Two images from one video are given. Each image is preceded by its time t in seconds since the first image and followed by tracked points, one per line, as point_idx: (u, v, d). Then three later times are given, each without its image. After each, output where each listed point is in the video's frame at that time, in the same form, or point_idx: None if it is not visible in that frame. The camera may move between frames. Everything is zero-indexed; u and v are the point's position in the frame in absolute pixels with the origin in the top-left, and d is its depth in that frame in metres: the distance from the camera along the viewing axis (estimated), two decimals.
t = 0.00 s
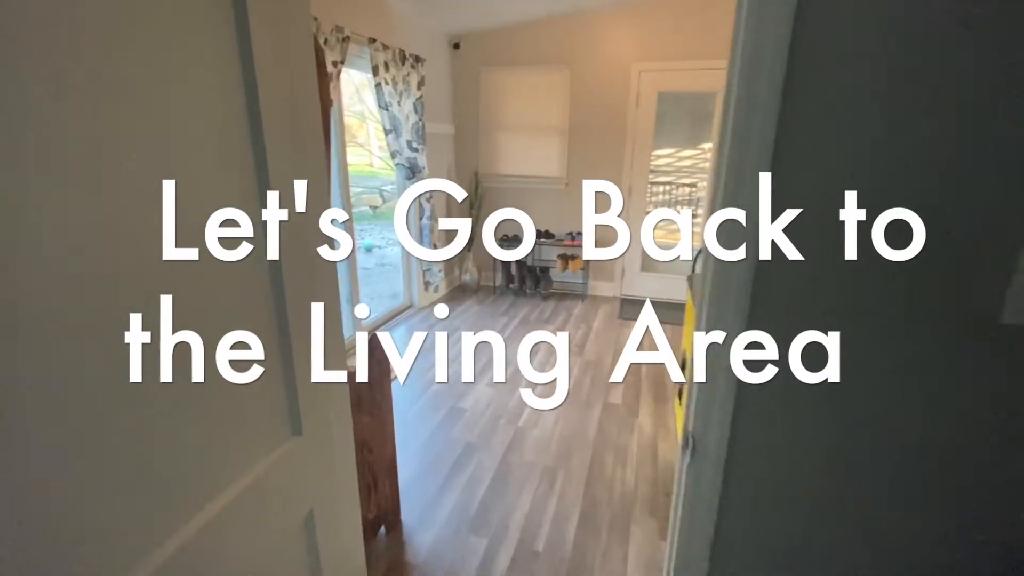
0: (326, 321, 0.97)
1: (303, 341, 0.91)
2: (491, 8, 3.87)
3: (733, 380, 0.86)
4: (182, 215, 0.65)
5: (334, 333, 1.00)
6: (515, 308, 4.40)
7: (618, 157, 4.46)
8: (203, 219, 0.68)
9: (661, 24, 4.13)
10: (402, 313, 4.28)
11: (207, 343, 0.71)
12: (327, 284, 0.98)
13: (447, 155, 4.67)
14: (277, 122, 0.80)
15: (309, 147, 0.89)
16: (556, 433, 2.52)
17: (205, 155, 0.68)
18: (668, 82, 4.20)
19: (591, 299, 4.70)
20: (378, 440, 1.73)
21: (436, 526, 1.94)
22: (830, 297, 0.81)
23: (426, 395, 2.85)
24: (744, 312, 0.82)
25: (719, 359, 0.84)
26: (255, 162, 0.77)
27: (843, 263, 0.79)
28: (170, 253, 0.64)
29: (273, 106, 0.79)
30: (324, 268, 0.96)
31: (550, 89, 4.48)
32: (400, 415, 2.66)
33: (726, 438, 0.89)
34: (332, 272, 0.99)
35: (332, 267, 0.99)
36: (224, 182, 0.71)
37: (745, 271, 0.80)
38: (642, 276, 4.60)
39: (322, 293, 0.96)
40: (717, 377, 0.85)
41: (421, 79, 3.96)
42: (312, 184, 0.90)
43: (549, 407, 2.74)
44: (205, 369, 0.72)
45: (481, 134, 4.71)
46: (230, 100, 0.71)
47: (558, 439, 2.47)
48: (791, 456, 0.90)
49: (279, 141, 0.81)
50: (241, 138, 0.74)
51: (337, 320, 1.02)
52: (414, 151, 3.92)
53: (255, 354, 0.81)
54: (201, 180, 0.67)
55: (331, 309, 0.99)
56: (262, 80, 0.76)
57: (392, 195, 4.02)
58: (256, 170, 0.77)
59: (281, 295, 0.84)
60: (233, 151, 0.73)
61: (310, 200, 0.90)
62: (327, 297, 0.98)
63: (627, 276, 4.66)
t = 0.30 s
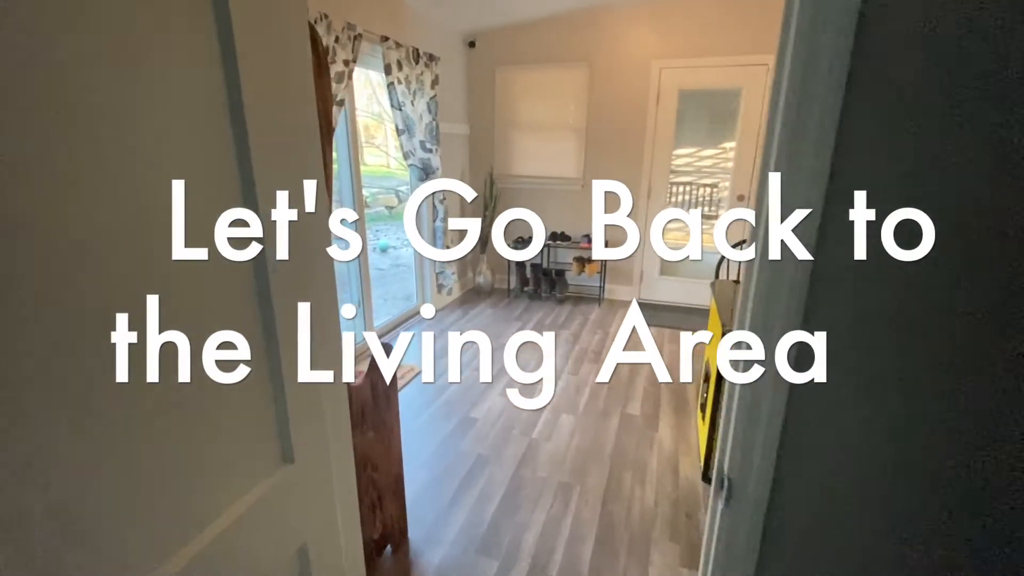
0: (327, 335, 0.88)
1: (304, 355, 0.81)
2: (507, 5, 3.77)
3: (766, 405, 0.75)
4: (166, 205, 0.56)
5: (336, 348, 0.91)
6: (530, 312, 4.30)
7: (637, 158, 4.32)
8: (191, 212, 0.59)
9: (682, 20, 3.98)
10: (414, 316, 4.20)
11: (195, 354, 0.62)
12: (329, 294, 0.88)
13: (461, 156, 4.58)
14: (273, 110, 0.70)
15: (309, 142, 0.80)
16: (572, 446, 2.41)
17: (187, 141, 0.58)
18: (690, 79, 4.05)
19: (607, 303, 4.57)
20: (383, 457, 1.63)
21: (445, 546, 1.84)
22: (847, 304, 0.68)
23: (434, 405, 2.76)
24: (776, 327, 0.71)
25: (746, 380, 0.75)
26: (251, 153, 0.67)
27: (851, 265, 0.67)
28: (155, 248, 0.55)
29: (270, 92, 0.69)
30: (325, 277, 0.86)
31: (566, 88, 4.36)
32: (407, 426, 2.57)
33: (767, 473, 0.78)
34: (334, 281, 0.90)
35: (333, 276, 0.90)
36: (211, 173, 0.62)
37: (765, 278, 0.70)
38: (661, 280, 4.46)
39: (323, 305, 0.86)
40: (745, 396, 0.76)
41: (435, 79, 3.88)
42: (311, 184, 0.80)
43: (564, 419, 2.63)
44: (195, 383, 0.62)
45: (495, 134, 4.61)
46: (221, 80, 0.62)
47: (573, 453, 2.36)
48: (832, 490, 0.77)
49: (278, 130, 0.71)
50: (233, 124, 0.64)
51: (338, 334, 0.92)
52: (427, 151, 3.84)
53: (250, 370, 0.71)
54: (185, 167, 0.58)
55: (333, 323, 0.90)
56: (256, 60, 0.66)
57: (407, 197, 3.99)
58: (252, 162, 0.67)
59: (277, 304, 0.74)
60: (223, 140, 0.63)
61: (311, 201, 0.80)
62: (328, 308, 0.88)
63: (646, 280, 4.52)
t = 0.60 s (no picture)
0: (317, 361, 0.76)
1: (291, 387, 0.70)
2: (508, 4, 3.66)
3: (829, 439, 0.61)
4: (107, 212, 0.45)
5: (326, 375, 0.80)
6: (536, 318, 4.18)
7: (644, 159, 4.21)
8: (144, 221, 0.48)
9: (690, 16, 3.86)
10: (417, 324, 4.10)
11: (154, 394, 0.51)
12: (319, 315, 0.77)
13: (464, 159, 4.48)
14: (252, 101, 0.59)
15: (293, 140, 0.69)
16: (583, 463, 2.29)
17: (138, 134, 0.47)
18: (698, 77, 3.93)
19: (615, 308, 4.46)
20: (384, 483, 1.52)
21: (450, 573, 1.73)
22: (918, 316, 0.56)
23: (437, 420, 2.65)
24: (846, 344, 0.57)
25: (808, 408, 0.61)
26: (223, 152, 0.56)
27: (925, 266, 0.55)
28: (88, 264, 0.44)
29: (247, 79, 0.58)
30: (314, 295, 0.75)
31: (571, 88, 4.26)
32: (409, 445, 2.45)
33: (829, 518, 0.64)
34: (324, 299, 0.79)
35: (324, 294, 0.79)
36: (173, 174, 0.50)
37: (833, 277, 0.55)
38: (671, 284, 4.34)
39: (313, 328, 0.75)
40: (802, 428, 0.62)
41: (436, 80, 3.78)
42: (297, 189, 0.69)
43: (574, 432, 2.52)
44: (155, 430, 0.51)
45: (499, 136, 4.51)
46: (184, 62, 0.51)
47: (585, 470, 2.24)
48: (903, 532, 0.64)
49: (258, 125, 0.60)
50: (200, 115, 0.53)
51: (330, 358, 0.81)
52: (429, 155, 3.74)
53: (227, 416, 0.60)
54: (134, 172, 0.47)
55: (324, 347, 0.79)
56: (229, 41, 0.55)
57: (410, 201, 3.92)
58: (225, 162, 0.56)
59: (262, 340, 0.63)
60: (187, 134, 0.52)
61: (297, 207, 0.69)
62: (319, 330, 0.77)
63: (654, 284, 4.40)
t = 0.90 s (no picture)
0: (287, 408, 0.65)
1: (256, 446, 0.60)
2: (501, 5, 3.56)
3: (933, 437, 0.50)
4: None
5: (298, 420, 0.69)
6: (533, 328, 4.06)
7: (641, 163, 4.11)
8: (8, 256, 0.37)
9: (687, 16, 3.78)
10: (410, 335, 3.97)
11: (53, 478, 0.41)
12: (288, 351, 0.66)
13: (458, 164, 4.36)
14: (195, 104, 0.49)
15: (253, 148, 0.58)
16: (587, 484, 2.17)
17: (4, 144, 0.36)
18: (696, 78, 3.85)
19: (614, 315, 4.35)
20: (376, 519, 1.39)
21: None
22: None
23: (431, 442, 2.52)
24: (960, 320, 0.46)
25: (905, 404, 0.50)
26: (147, 165, 0.46)
27: None
28: None
29: (187, 78, 0.48)
30: (282, 329, 0.64)
31: (566, 91, 4.16)
32: (400, 470, 2.32)
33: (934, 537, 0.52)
34: (294, 332, 0.68)
35: (293, 326, 0.68)
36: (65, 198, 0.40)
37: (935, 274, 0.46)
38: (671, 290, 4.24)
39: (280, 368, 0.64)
40: (895, 426, 0.51)
41: (427, 84, 3.66)
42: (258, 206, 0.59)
43: (576, 452, 2.40)
44: (49, 518, 0.41)
45: (493, 140, 4.40)
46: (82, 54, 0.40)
47: (589, 491, 2.13)
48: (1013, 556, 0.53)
49: (203, 132, 0.50)
50: (115, 122, 0.43)
51: (303, 399, 0.70)
52: (421, 161, 3.62)
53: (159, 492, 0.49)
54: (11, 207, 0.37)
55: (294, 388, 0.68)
56: (161, 31, 0.45)
57: (403, 207, 3.79)
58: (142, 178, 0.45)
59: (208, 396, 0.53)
60: (95, 145, 0.42)
61: (259, 227, 0.58)
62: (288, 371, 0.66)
63: (654, 290, 4.30)
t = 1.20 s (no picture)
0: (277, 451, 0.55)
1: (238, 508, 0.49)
2: None
3: None
4: None
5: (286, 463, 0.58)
6: (543, 328, 3.95)
7: (656, 158, 3.97)
8: None
9: (704, 4, 3.62)
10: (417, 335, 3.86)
11: None
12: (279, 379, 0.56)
13: (466, 160, 4.25)
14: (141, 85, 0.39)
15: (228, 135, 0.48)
16: (602, 498, 2.06)
17: None
18: (713, 69, 3.69)
19: (627, 315, 4.22)
20: (374, 544, 1.29)
21: None
22: None
23: (435, 449, 2.42)
24: None
25: None
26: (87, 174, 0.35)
27: None
28: None
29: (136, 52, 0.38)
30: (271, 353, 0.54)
31: (577, 83, 4.02)
32: (403, 480, 2.22)
33: None
34: (280, 358, 0.57)
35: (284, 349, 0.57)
36: None
37: None
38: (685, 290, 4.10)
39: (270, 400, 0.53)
40: None
41: (434, 76, 3.54)
42: (234, 207, 0.48)
43: (587, 462, 2.28)
44: None
45: (501, 135, 4.28)
46: None
47: (605, 506, 2.01)
48: None
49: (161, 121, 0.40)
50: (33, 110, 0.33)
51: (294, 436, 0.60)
52: (428, 156, 3.50)
53: None
54: None
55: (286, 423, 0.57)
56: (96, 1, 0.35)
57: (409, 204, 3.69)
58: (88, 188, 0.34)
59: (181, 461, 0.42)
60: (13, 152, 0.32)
61: (238, 233, 0.48)
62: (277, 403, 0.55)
63: (668, 289, 4.16)
